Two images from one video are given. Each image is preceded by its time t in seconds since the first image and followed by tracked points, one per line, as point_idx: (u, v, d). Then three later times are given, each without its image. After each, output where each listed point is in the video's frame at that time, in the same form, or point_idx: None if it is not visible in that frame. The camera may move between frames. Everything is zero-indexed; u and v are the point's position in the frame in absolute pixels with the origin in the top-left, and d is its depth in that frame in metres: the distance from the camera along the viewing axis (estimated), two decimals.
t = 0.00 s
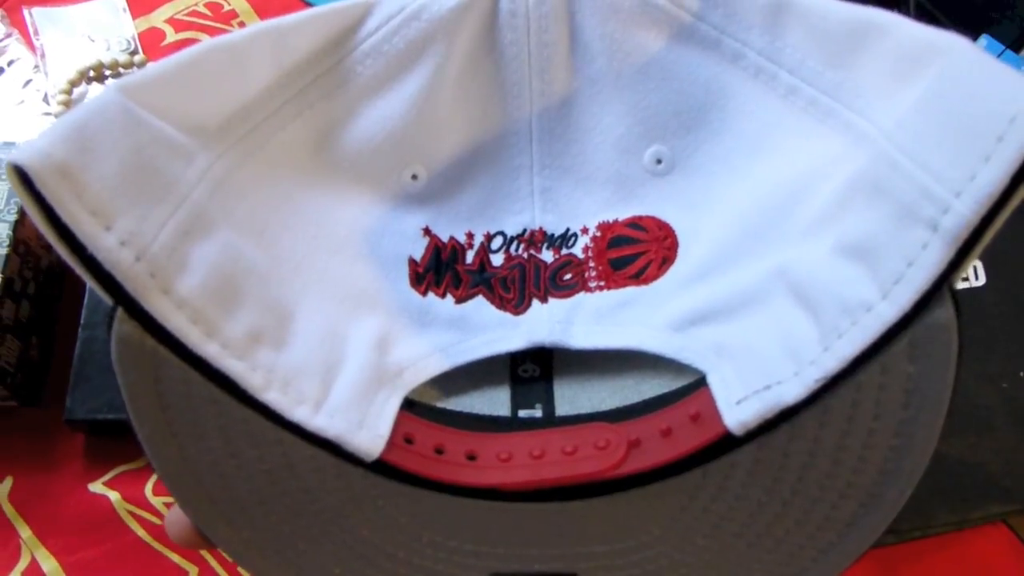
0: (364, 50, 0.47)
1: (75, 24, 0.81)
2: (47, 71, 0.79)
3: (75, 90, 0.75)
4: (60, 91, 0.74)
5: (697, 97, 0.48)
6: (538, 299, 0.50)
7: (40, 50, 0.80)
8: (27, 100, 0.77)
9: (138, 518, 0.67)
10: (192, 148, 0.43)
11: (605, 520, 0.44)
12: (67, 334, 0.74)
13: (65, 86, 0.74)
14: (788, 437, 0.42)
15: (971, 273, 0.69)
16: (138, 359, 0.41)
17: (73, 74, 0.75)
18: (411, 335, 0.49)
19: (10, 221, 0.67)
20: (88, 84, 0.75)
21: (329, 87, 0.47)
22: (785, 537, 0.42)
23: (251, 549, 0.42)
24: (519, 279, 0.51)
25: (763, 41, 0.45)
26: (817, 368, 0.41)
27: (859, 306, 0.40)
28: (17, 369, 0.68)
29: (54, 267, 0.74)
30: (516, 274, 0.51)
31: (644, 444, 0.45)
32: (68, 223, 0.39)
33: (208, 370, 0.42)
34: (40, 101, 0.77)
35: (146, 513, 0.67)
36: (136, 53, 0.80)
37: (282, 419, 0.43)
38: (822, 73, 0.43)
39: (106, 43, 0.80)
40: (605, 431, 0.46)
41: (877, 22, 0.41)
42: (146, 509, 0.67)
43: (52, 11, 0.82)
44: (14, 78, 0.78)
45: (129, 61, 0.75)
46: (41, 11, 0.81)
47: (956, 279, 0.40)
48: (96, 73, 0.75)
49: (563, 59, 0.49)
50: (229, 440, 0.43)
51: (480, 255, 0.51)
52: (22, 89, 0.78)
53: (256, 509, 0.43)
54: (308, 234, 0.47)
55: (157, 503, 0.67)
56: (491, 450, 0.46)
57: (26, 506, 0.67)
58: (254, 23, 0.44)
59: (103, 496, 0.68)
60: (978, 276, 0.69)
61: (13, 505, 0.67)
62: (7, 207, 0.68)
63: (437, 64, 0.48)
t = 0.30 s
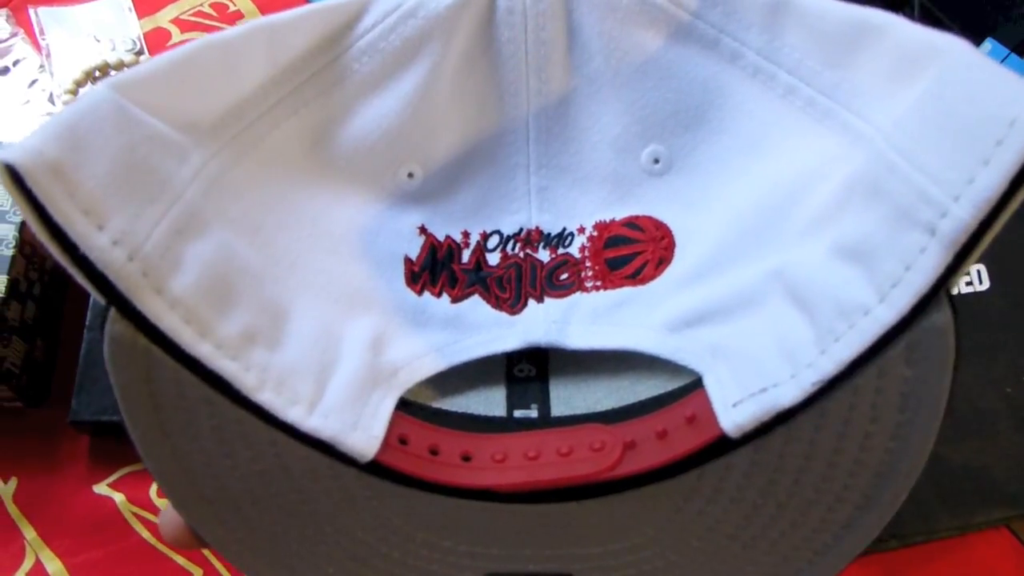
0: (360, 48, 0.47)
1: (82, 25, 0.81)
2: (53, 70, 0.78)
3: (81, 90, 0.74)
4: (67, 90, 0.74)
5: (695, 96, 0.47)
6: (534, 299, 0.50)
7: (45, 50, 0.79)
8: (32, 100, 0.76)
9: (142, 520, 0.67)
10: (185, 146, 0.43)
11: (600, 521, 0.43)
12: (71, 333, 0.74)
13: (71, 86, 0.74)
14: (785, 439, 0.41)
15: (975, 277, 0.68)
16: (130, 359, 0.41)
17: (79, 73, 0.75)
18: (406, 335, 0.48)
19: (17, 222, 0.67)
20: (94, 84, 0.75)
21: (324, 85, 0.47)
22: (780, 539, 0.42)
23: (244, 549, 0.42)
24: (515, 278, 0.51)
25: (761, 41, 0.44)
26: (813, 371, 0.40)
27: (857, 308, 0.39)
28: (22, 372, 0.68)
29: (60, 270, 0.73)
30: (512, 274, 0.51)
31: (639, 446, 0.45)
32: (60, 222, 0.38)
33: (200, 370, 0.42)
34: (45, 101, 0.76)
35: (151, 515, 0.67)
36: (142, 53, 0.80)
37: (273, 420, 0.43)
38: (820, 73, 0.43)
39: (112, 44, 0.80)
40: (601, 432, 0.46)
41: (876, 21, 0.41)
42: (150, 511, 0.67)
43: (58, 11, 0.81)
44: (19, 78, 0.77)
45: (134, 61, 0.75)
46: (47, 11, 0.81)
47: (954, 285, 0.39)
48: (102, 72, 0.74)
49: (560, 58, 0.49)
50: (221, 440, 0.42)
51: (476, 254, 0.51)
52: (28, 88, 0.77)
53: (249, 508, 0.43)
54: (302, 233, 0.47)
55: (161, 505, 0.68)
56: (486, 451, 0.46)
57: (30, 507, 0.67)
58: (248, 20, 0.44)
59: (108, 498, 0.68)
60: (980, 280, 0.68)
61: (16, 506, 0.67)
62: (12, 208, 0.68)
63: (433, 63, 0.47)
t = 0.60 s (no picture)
0: (360, 46, 0.46)
1: (84, 21, 0.81)
2: (55, 67, 0.78)
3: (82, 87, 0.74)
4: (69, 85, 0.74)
5: (696, 94, 0.47)
6: (535, 298, 0.50)
7: (47, 46, 0.79)
8: (33, 96, 0.77)
9: (144, 519, 0.67)
10: (186, 145, 0.42)
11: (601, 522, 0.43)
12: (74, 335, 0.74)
13: (73, 83, 0.74)
14: (787, 439, 0.41)
15: (980, 277, 0.68)
16: (130, 358, 0.41)
17: (81, 71, 0.74)
18: (406, 334, 0.48)
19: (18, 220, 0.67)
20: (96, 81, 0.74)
21: (325, 83, 0.46)
22: (782, 539, 0.41)
23: (241, 549, 0.42)
24: (516, 277, 0.51)
25: (764, 39, 0.44)
26: (816, 370, 0.40)
27: (860, 307, 0.39)
28: (22, 370, 0.68)
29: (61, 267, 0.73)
30: (513, 273, 0.51)
31: (641, 445, 0.44)
32: (60, 220, 0.38)
33: (202, 369, 0.42)
34: (46, 97, 0.77)
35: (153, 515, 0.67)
36: (144, 50, 0.79)
37: (274, 419, 0.43)
38: (823, 72, 0.43)
39: (113, 40, 0.79)
40: (603, 431, 0.46)
41: (880, 18, 0.41)
42: (153, 511, 0.67)
43: (61, 9, 0.81)
44: (20, 75, 0.78)
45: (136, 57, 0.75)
46: (48, 7, 0.81)
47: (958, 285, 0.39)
48: (104, 69, 0.74)
49: (561, 56, 0.48)
50: (222, 439, 0.42)
51: (477, 252, 0.51)
52: (29, 85, 0.77)
53: (249, 508, 0.42)
54: (302, 232, 0.47)
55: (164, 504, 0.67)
56: (487, 450, 0.46)
57: (32, 507, 0.67)
58: (249, 18, 0.44)
59: (110, 498, 0.67)
60: (987, 280, 0.68)
61: (19, 505, 0.67)
62: (14, 206, 0.68)
63: (434, 61, 0.47)
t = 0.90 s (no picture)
0: (357, 48, 0.47)
1: (86, 21, 0.81)
2: (57, 68, 0.78)
3: (86, 88, 0.75)
4: (72, 86, 0.75)
5: (692, 94, 0.47)
6: (532, 298, 0.50)
7: (50, 47, 0.79)
8: (36, 97, 0.78)
9: (148, 522, 0.67)
10: (184, 147, 0.43)
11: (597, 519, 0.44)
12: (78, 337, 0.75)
13: (77, 82, 0.75)
14: (781, 437, 0.41)
15: (983, 279, 0.70)
16: (130, 360, 0.41)
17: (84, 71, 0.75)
18: (404, 334, 0.49)
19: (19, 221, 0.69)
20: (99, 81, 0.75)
21: (322, 85, 0.47)
22: (777, 536, 0.42)
23: (241, 548, 0.42)
24: (513, 277, 0.51)
25: (758, 39, 0.44)
26: (809, 369, 0.40)
27: (853, 306, 0.39)
28: (27, 372, 0.68)
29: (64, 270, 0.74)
30: (510, 273, 0.51)
31: (636, 444, 0.45)
32: (59, 224, 0.39)
33: (200, 370, 0.42)
34: (49, 98, 0.77)
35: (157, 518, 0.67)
36: (147, 51, 0.80)
37: (271, 419, 0.43)
38: (817, 72, 0.43)
39: (116, 43, 0.79)
40: (599, 430, 0.46)
41: (873, 19, 0.41)
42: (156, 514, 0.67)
43: (64, 9, 0.81)
44: (24, 75, 0.79)
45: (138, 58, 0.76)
46: (51, 8, 0.81)
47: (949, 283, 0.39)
48: (107, 69, 0.75)
49: (557, 56, 0.49)
50: (222, 439, 0.43)
51: (474, 253, 0.51)
52: (32, 85, 0.78)
53: (250, 506, 0.43)
54: (301, 233, 0.47)
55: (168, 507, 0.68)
56: (484, 449, 0.46)
57: (35, 510, 0.67)
58: (246, 21, 0.44)
59: (114, 501, 0.68)
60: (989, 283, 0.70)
61: (21, 509, 0.67)
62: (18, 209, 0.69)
63: (431, 63, 0.48)
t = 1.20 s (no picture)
0: (356, 46, 0.47)
1: (86, 21, 0.81)
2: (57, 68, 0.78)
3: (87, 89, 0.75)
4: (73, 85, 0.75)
5: (689, 91, 0.48)
6: (531, 294, 0.50)
7: (50, 47, 0.80)
8: (36, 98, 0.78)
9: (151, 526, 0.65)
10: (184, 145, 0.43)
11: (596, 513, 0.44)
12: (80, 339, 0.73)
13: (77, 83, 0.75)
14: (777, 430, 0.42)
15: (986, 279, 0.69)
16: (131, 355, 0.42)
17: (85, 72, 0.76)
18: (404, 330, 0.49)
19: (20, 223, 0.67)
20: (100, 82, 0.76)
21: (322, 82, 0.47)
22: (775, 529, 0.42)
23: (241, 541, 0.42)
24: (512, 274, 0.51)
25: (754, 35, 0.45)
26: (804, 363, 0.41)
27: (847, 300, 0.40)
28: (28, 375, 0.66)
29: (65, 270, 0.72)
30: (509, 269, 0.51)
31: (633, 438, 0.45)
32: (61, 221, 0.39)
33: (202, 365, 0.43)
34: (49, 99, 0.78)
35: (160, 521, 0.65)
36: (148, 51, 0.80)
37: (271, 412, 0.44)
38: (814, 68, 0.43)
39: (117, 43, 0.80)
40: (597, 424, 0.46)
41: (868, 15, 0.41)
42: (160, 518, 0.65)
43: (63, 9, 0.82)
44: (23, 76, 0.79)
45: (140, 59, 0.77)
46: (51, 7, 0.82)
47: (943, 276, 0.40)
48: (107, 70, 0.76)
49: (555, 52, 0.49)
50: (223, 434, 0.43)
51: (473, 249, 0.51)
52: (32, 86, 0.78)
53: (250, 501, 0.43)
54: (301, 229, 0.47)
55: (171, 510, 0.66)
56: (483, 443, 0.46)
57: (36, 513, 0.65)
58: (246, 19, 0.45)
59: (116, 504, 0.66)
60: (993, 282, 0.69)
61: (23, 513, 0.65)
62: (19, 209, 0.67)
63: (429, 61, 0.48)
